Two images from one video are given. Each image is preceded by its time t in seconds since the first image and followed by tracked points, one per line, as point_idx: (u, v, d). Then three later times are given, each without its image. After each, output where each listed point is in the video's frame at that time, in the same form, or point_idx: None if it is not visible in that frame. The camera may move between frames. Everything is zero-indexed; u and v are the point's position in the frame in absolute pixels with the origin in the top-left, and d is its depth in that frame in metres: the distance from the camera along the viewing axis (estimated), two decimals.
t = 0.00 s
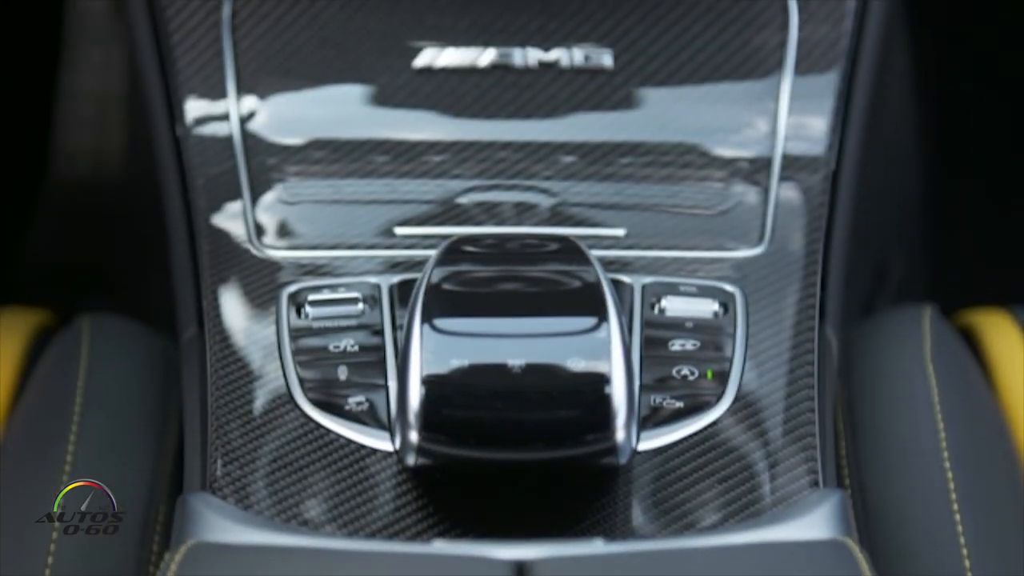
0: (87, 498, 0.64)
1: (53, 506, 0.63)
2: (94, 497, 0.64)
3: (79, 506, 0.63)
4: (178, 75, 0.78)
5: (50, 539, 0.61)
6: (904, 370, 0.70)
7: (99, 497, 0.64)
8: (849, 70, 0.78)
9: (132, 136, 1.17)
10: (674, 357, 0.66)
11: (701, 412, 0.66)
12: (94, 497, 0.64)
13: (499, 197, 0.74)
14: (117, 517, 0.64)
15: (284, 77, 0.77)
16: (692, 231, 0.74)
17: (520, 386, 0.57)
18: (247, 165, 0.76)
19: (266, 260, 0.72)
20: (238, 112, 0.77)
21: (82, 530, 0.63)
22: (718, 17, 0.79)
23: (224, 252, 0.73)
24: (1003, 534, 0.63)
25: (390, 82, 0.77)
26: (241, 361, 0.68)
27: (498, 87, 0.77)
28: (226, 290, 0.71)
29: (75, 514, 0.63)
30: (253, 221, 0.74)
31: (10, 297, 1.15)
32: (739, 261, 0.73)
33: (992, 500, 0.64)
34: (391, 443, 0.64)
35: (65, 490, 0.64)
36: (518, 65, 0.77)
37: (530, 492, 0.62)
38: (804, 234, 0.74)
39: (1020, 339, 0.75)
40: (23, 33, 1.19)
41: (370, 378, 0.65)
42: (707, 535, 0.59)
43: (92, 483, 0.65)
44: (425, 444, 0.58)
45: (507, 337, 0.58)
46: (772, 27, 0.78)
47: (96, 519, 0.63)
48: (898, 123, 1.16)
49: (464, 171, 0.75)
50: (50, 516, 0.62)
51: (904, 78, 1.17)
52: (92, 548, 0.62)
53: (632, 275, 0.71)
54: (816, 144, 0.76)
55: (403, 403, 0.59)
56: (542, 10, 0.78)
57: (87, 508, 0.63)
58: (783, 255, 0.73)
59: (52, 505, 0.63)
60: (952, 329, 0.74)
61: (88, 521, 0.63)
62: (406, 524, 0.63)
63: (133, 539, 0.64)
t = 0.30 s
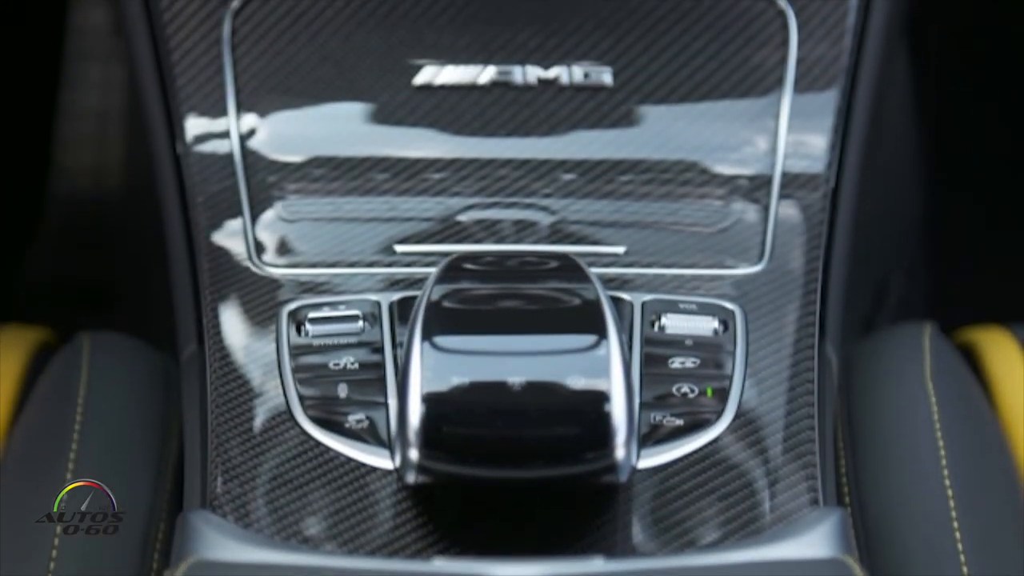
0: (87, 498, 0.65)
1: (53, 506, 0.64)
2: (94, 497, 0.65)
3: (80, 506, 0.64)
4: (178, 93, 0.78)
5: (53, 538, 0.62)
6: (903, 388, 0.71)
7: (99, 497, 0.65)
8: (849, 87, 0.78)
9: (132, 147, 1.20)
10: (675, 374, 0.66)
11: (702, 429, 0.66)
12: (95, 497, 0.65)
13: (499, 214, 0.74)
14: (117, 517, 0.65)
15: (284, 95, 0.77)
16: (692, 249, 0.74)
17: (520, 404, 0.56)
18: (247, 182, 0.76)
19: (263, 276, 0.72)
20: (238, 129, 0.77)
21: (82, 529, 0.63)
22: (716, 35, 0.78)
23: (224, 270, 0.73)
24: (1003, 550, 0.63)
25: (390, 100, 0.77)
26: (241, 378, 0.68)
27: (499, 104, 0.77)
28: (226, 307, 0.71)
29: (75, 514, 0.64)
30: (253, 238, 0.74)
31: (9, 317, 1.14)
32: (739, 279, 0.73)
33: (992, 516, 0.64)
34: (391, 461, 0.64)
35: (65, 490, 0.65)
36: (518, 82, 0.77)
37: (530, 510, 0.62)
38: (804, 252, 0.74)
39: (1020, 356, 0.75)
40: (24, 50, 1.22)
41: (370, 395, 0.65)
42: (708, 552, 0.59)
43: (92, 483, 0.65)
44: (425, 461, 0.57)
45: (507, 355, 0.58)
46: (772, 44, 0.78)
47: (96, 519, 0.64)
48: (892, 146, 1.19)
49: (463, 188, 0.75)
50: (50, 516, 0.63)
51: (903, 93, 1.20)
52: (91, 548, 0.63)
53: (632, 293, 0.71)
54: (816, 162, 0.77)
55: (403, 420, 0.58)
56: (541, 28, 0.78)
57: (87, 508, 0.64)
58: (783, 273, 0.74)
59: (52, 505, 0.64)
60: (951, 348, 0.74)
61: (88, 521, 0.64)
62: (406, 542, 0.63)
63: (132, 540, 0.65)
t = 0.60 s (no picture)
0: (87, 498, 0.65)
1: (52, 506, 0.65)
2: (94, 497, 0.66)
3: (80, 506, 0.65)
4: (178, 111, 0.78)
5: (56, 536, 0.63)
6: (902, 405, 0.71)
7: (99, 497, 0.66)
8: (849, 106, 0.79)
9: (132, 167, 1.20)
10: (675, 394, 0.66)
11: (702, 447, 0.66)
12: (94, 497, 0.66)
13: (499, 233, 0.74)
14: (117, 517, 0.65)
15: (284, 114, 0.77)
16: (693, 267, 0.74)
17: (520, 423, 0.56)
18: (247, 202, 0.76)
19: (263, 295, 0.73)
20: (238, 147, 0.77)
21: (82, 529, 0.64)
22: (715, 54, 0.78)
23: (224, 289, 0.74)
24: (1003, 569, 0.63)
25: (391, 119, 0.77)
26: (241, 398, 0.69)
27: (499, 123, 0.77)
28: (226, 325, 0.72)
29: (75, 514, 0.65)
30: (254, 256, 0.75)
31: (10, 334, 1.15)
32: (739, 297, 0.73)
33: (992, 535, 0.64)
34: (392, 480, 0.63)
35: (64, 490, 0.66)
36: (518, 101, 0.77)
37: (531, 529, 0.62)
38: (804, 271, 0.75)
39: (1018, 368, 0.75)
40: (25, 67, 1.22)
41: (370, 414, 0.65)
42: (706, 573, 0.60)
43: (92, 483, 0.66)
44: (425, 480, 0.57)
45: (507, 373, 0.57)
46: (772, 62, 0.78)
47: (95, 519, 0.65)
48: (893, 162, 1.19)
49: (462, 207, 0.75)
50: (51, 516, 0.64)
51: (903, 109, 1.20)
52: (90, 546, 0.63)
53: (632, 311, 0.71)
54: (816, 181, 0.77)
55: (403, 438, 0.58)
56: (541, 47, 0.78)
57: (87, 508, 0.65)
58: (783, 292, 0.74)
59: (52, 505, 0.65)
60: (952, 366, 0.74)
61: (88, 521, 0.65)
62: (406, 560, 0.63)
63: (133, 541, 0.65)
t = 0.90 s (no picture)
0: (88, 499, 0.66)
1: (52, 505, 0.65)
2: (94, 497, 0.66)
3: (80, 505, 0.66)
4: (179, 126, 0.79)
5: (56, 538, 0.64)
6: (903, 422, 0.71)
7: (99, 497, 0.67)
8: (849, 120, 0.79)
9: (132, 183, 1.20)
10: (675, 410, 0.66)
11: (702, 464, 0.66)
12: (95, 497, 0.66)
13: (500, 249, 0.74)
14: (117, 518, 0.66)
15: (284, 129, 0.78)
16: (694, 285, 0.75)
17: (520, 439, 0.56)
18: (247, 218, 0.77)
19: (263, 310, 0.73)
20: (239, 163, 0.77)
21: (82, 528, 0.65)
22: (716, 70, 0.78)
23: (225, 303, 0.74)
24: None
25: (390, 134, 0.77)
26: (242, 413, 0.69)
27: (500, 138, 0.77)
28: (227, 339, 0.73)
29: (76, 514, 0.65)
30: (254, 271, 0.75)
31: (8, 351, 1.15)
32: (739, 313, 0.73)
33: (992, 551, 0.64)
34: (392, 496, 0.63)
35: (65, 490, 0.66)
36: (518, 116, 0.77)
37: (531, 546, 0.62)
38: (803, 288, 0.75)
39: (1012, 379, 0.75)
40: (23, 82, 1.21)
41: (370, 430, 0.65)
42: None
43: (92, 483, 0.67)
44: (426, 496, 0.57)
45: (507, 389, 0.57)
46: (772, 78, 0.78)
47: (96, 518, 0.65)
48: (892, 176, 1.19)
49: (463, 223, 0.75)
50: (51, 516, 0.65)
51: (902, 125, 1.20)
52: (91, 545, 0.64)
53: (632, 327, 0.71)
54: (817, 197, 0.77)
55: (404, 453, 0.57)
56: (541, 61, 0.78)
57: (87, 508, 0.66)
58: (783, 306, 0.74)
59: (53, 505, 0.65)
60: (953, 384, 0.74)
61: (87, 521, 0.65)
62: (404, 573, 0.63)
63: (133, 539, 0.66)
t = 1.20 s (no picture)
0: (88, 498, 0.67)
1: (52, 506, 0.66)
2: (94, 498, 0.67)
3: (80, 506, 0.67)
4: (178, 146, 0.78)
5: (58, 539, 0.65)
6: (903, 441, 0.71)
7: (99, 497, 0.67)
8: (849, 139, 0.79)
9: (131, 201, 1.19)
10: (675, 430, 0.66)
11: (702, 485, 0.66)
12: (95, 497, 0.67)
13: (500, 269, 0.75)
14: (117, 518, 0.67)
15: (284, 149, 0.77)
16: (693, 304, 0.76)
17: (520, 459, 0.56)
18: (247, 237, 0.77)
19: (262, 330, 0.74)
20: (239, 183, 0.77)
21: (82, 527, 0.66)
22: (715, 90, 0.78)
23: (224, 324, 0.75)
24: None
25: (388, 155, 0.77)
26: (242, 432, 0.70)
27: (500, 157, 0.77)
28: (226, 358, 0.74)
29: (76, 514, 0.66)
30: (253, 291, 0.76)
31: (9, 371, 1.16)
32: (739, 333, 0.74)
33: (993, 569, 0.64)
34: (392, 516, 0.63)
35: (65, 490, 0.67)
36: (519, 137, 0.76)
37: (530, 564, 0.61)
38: (804, 307, 0.76)
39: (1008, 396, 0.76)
40: (23, 98, 1.21)
41: (370, 450, 0.65)
42: None
43: (92, 483, 0.68)
44: (426, 517, 0.57)
45: (507, 409, 0.57)
46: (771, 97, 0.78)
47: (95, 518, 0.66)
48: (892, 196, 1.18)
49: (463, 243, 0.76)
50: (51, 516, 0.66)
51: (902, 145, 1.19)
52: (92, 545, 0.65)
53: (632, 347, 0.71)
54: (816, 216, 0.78)
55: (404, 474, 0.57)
56: (541, 82, 0.77)
57: (87, 508, 0.67)
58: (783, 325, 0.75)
59: (53, 506, 0.66)
60: (953, 403, 0.74)
61: (87, 521, 0.66)
62: None
63: (134, 538, 0.67)
